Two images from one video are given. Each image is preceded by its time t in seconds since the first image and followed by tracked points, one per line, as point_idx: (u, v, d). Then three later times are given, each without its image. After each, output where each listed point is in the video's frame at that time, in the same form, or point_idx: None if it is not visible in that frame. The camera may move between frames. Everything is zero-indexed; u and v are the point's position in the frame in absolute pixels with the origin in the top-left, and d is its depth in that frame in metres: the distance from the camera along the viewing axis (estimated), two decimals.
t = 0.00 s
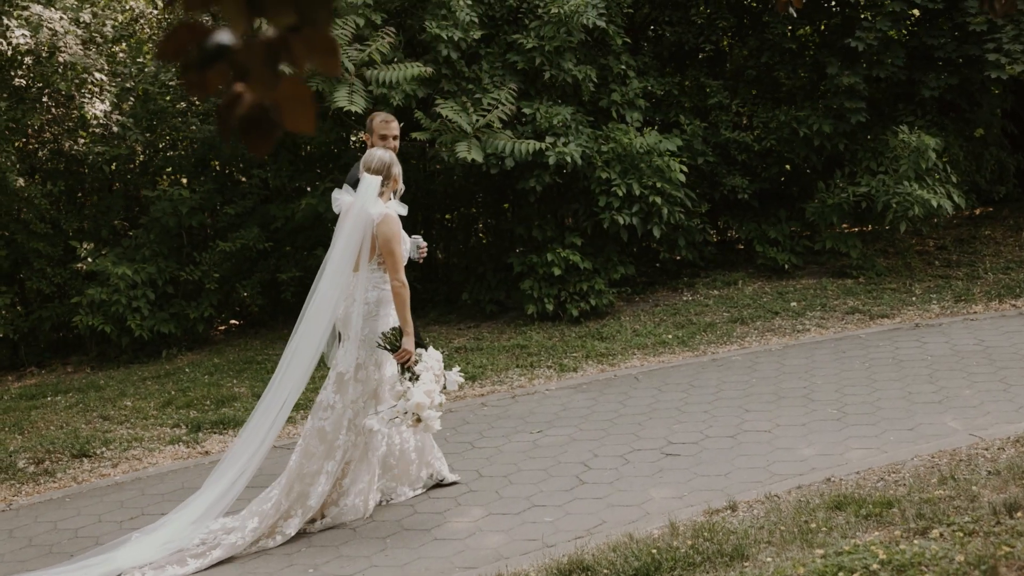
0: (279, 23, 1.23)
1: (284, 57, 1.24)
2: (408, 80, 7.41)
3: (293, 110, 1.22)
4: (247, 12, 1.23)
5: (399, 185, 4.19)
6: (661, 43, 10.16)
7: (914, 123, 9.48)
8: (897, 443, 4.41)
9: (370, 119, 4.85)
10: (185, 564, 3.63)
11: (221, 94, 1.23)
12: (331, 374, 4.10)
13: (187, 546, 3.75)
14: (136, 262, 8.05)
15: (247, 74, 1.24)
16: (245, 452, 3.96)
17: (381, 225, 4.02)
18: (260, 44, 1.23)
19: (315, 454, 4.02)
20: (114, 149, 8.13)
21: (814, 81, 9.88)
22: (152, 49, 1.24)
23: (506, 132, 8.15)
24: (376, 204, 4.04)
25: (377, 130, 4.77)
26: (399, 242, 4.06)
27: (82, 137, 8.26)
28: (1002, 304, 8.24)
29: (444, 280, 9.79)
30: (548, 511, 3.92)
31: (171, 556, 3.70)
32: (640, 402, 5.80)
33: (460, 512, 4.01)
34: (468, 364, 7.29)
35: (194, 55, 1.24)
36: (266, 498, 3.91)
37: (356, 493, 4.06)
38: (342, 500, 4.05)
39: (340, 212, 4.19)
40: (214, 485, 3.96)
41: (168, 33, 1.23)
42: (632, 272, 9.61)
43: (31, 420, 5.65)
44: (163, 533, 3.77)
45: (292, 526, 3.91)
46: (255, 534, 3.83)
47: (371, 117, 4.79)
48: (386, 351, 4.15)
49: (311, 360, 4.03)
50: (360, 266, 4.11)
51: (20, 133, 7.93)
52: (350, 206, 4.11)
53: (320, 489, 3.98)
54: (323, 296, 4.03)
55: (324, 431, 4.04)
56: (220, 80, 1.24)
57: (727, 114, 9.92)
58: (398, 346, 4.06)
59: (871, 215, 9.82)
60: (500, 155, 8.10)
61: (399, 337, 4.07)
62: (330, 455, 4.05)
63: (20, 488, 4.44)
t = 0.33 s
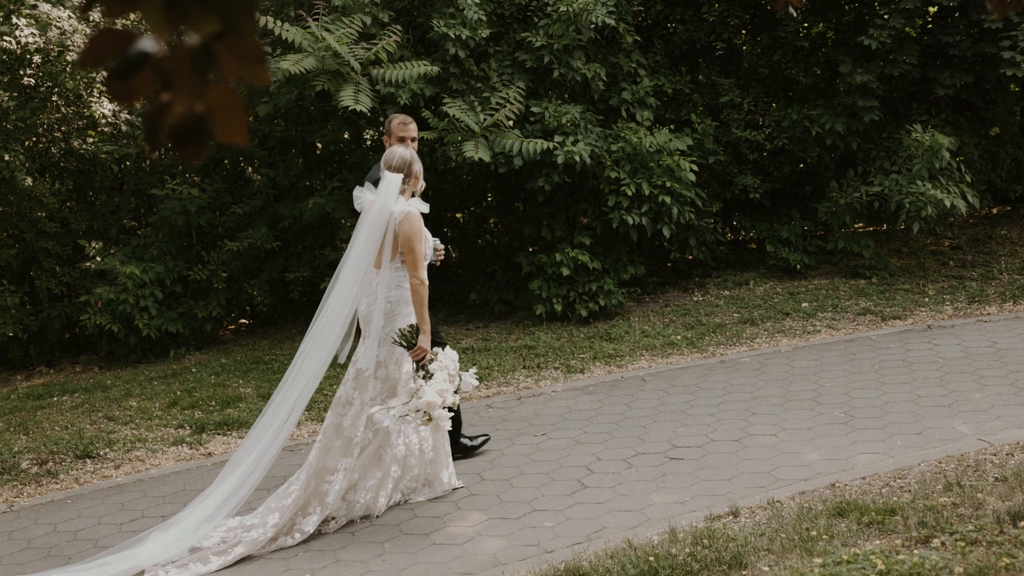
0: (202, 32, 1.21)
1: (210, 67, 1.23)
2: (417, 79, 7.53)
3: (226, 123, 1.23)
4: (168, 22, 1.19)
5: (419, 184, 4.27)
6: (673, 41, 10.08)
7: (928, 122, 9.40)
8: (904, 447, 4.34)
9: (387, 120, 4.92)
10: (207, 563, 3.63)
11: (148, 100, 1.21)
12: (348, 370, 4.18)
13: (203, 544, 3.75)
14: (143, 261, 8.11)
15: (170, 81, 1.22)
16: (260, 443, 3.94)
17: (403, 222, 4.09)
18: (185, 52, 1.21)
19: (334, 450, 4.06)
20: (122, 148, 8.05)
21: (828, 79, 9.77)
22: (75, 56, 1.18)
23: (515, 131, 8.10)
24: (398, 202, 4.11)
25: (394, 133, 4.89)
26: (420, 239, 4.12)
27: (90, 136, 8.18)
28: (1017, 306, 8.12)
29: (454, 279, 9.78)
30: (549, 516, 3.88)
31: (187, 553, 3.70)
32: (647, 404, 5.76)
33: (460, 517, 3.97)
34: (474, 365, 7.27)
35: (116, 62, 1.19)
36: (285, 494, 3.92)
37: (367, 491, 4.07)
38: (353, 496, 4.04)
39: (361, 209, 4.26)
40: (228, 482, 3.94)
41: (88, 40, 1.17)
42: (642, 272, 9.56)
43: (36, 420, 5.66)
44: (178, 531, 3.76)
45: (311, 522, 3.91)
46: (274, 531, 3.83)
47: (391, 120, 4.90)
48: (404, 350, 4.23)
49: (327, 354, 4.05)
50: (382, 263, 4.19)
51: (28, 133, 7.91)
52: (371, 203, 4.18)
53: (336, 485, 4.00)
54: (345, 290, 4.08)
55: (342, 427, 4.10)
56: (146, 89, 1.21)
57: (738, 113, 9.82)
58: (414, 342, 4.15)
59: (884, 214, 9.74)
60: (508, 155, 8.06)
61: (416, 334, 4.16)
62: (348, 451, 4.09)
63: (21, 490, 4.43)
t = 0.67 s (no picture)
0: (127, 39, 0.87)
1: (138, 79, 0.87)
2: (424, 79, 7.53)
3: (155, 144, 0.87)
4: (82, 26, 0.85)
5: (439, 181, 4.27)
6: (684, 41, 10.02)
7: (941, 122, 9.32)
8: (911, 454, 4.28)
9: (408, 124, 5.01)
10: (230, 563, 3.65)
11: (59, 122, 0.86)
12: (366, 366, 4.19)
13: (219, 543, 3.77)
14: (151, 262, 8.18)
15: (89, 99, 0.87)
16: (274, 438, 3.98)
17: (419, 219, 4.08)
18: (103, 61, 0.86)
19: (357, 449, 4.06)
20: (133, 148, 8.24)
21: (840, 79, 9.68)
22: None
23: (522, 132, 8.06)
24: (414, 198, 4.13)
25: (415, 134, 5.01)
26: (436, 235, 4.10)
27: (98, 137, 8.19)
28: None
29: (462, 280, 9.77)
30: (548, 523, 3.85)
31: (205, 553, 3.72)
32: (653, 408, 5.72)
33: (459, 523, 3.94)
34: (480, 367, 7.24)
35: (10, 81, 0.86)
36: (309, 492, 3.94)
37: (385, 489, 4.08)
38: (373, 494, 4.05)
39: (380, 207, 4.31)
40: (244, 481, 3.96)
41: None
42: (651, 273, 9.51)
43: (40, 422, 5.67)
44: (196, 531, 3.76)
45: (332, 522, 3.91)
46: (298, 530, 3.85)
47: (411, 123, 5.02)
48: (420, 348, 4.19)
49: (347, 351, 4.13)
50: (401, 260, 4.23)
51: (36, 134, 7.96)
52: (389, 201, 4.23)
53: (358, 483, 4.01)
54: (364, 288, 4.13)
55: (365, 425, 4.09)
56: (57, 109, 0.86)
57: (749, 113, 9.74)
58: (429, 340, 4.09)
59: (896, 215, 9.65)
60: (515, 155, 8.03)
61: (431, 331, 4.11)
62: (370, 450, 4.09)
63: (23, 493, 4.44)
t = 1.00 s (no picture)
0: (36, 57, 0.76)
1: (49, 100, 0.77)
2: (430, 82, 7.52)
3: (76, 161, 0.78)
4: None
5: (454, 184, 4.30)
6: (694, 43, 9.96)
7: (954, 124, 9.23)
8: (918, 461, 4.22)
9: (428, 123, 5.03)
10: (256, 566, 3.66)
11: None
12: (384, 368, 4.23)
13: (237, 548, 3.79)
14: (159, 267, 8.21)
15: None
16: (293, 442, 4.07)
17: (432, 220, 4.09)
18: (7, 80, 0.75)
19: (386, 452, 4.06)
20: (142, 151, 8.29)
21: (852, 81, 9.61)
22: None
23: (528, 136, 8.04)
24: (428, 200, 4.14)
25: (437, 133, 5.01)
26: (450, 238, 4.10)
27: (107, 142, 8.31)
28: None
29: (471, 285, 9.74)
30: (549, 531, 3.81)
31: (223, 558, 3.73)
32: (659, 414, 5.68)
33: (458, 532, 3.91)
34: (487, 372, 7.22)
35: None
36: (337, 497, 3.99)
37: (417, 488, 4.08)
38: (403, 494, 4.06)
39: (396, 208, 4.33)
40: (264, 485, 4.02)
41: None
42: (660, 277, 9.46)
43: (46, 429, 5.69)
44: (218, 535, 3.81)
45: (360, 521, 3.95)
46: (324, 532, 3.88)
47: (433, 122, 5.03)
48: (434, 351, 4.22)
49: (364, 355, 4.16)
50: (415, 262, 4.23)
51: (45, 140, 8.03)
52: (404, 202, 4.24)
53: (388, 485, 4.02)
54: (381, 291, 4.15)
55: (390, 428, 4.11)
56: None
57: (759, 115, 9.67)
58: (444, 343, 4.18)
59: (908, 217, 9.56)
60: (522, 159, 8.01)
61: (446, 335, 4.19)
62: (400, 452, 4.08)
63: (25, 501, 4.44)
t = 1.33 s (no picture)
0: None
1: None
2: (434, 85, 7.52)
3: None
4: None
5: (471, 185, 4.27)
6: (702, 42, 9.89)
7: (966, 120, 9.14)
8: (927, 462, 4.16)
9: (445, 123, 5.02)
10: (289, 567, 3.72)
11: None
12: (406, 371, 4.30)
13: (263, 550, 3.84)
14: (168, 274, 8.26)
15: None
16: (316, 448, 4.08)
17: (445, 224, 4.09)
18: None
19: (419, 457, 4.15)
20: (149, 161, 8.38)
21: (862, 78, 9.53)
22: None
23: (534, 138, 8.02)
24: (442, 203, 4.14)
25: (453, 132, 5.00)
26: (464, 240, 4.10)
27: (114, 149, 8.46)
28: None
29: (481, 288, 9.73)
30: (551, 537, 3.79)
31: (249, 562, 3.78)
32: (667, 416, 5.64)
33: (464, 539, 3.88)
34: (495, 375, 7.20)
35: None
36: (365, 499, 4.08)
37: (465, 488, 4.16)
38: (449, 494, 4.15)
39: (412, 209, 4.33)
40: (288, 488, 4.05)
41: None
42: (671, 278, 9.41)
43: (54, 437, 5.72)
44: (242, 539, 3.85)
45: (396, 522, 4.04)
46: (354, 534, 3.95)
47: (450, 121, 5.03)
48: (451, 354, 4.25)
49: (383, 360, 4.18)
50: (429, 264, 4.24)
51: (53, 149, 8.13)
52: (419, 204, 4.24)
53: (426, 490, 4.10)
54: (397, 295, 4.18)
55: (415, 432, 4.19)
56: None
57: (768, 114, 9.59)
58: (461, 346, 4.20)
59: (921, 214, 9.47)
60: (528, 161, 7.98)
61: (462, 338, 4.20)
62: (435, 456, 4.15)
63: (30, 510, 4.46)
